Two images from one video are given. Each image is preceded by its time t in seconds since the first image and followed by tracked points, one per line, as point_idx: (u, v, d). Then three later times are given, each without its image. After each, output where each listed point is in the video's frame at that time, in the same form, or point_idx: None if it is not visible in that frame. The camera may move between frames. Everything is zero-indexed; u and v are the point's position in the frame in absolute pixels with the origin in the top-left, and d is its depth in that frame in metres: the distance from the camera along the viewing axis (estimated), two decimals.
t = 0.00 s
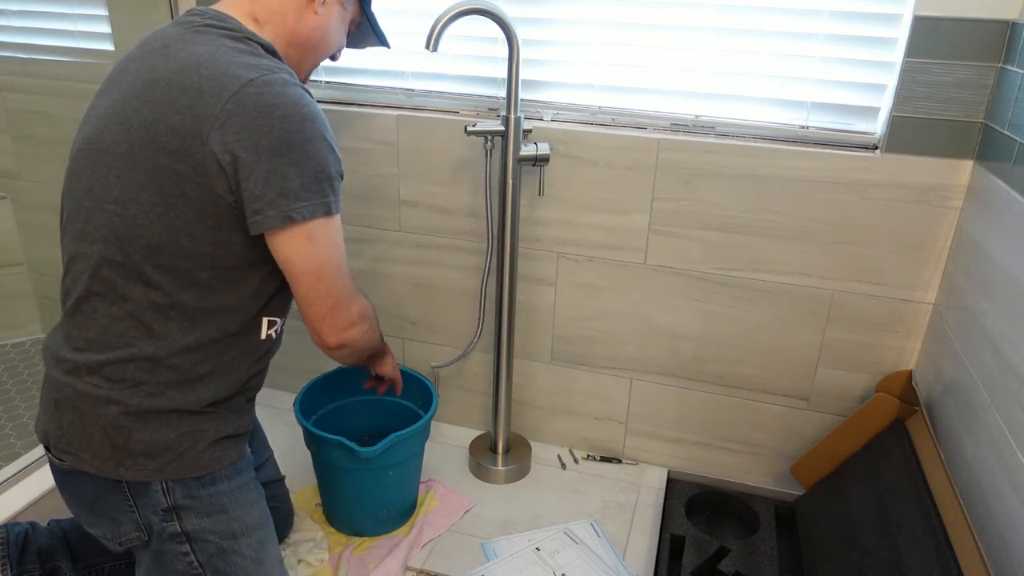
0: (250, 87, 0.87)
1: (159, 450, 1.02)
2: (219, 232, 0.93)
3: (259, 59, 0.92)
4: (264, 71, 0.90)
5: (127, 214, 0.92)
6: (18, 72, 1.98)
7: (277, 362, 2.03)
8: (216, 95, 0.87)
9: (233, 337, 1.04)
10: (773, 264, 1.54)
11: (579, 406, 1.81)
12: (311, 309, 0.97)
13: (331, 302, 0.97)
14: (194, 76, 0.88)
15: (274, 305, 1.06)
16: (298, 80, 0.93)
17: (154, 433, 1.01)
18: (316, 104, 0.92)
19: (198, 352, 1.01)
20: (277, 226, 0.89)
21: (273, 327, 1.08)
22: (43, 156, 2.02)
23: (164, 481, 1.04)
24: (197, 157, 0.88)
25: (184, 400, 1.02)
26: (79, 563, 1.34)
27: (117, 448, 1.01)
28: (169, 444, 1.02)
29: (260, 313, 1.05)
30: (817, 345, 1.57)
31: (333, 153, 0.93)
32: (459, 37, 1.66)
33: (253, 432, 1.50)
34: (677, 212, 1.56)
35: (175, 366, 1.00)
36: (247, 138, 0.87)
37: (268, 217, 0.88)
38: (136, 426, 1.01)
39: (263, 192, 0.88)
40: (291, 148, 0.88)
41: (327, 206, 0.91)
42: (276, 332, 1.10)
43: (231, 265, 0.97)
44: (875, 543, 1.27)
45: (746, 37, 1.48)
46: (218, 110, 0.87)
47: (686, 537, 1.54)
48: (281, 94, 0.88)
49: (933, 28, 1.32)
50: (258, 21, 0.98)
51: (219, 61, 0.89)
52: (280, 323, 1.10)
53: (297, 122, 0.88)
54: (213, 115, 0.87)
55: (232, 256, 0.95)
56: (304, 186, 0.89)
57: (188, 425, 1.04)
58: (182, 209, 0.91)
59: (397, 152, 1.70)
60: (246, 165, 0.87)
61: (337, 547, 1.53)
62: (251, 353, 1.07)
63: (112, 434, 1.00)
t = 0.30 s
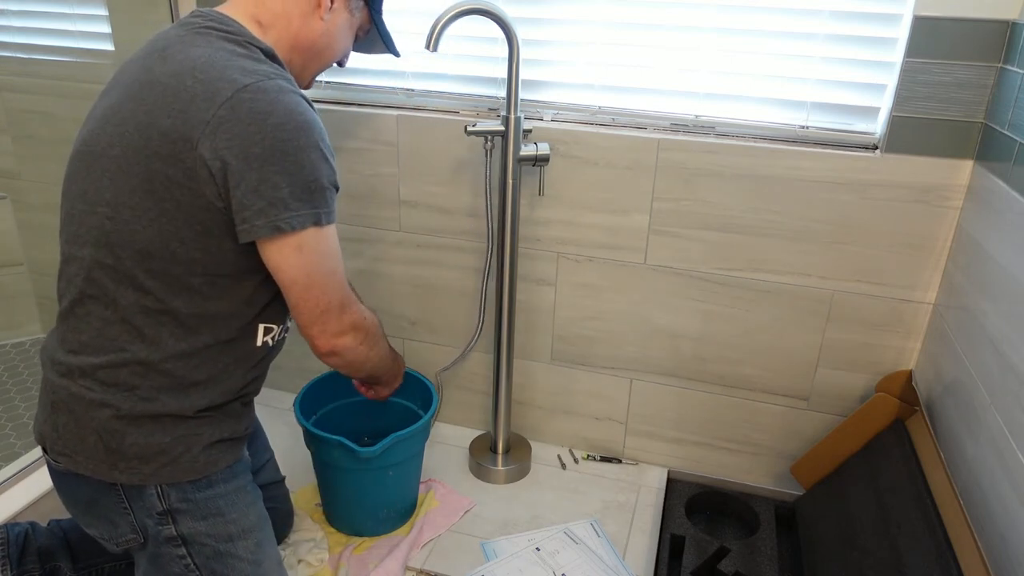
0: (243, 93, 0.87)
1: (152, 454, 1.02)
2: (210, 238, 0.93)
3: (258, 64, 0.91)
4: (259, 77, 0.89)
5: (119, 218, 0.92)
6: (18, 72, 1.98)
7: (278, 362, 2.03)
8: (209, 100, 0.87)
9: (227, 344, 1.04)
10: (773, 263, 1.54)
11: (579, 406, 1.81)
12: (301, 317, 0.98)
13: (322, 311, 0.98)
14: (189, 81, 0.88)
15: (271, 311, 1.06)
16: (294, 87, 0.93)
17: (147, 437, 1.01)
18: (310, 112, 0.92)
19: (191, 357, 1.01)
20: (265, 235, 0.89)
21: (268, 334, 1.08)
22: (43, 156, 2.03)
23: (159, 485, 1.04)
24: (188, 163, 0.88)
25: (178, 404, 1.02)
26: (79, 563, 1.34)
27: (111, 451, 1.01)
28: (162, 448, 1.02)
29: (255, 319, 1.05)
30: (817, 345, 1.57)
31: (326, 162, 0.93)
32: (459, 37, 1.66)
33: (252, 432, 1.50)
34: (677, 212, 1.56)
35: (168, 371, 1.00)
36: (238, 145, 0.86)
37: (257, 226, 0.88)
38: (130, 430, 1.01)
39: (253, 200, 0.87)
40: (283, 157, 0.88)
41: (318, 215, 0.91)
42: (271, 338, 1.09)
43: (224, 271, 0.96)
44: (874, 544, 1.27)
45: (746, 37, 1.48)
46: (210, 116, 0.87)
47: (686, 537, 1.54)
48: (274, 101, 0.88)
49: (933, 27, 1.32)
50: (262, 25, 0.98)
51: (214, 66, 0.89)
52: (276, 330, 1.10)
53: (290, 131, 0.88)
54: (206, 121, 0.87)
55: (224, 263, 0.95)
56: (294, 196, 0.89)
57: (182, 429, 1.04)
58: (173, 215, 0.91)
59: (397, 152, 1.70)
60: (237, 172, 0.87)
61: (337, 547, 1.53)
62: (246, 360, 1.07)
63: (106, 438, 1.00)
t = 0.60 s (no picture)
0: (242, 99, 0.87)
1: (150, 456, 1.02)
2: (207, 243, 0.93)
3: (257, 69, 0.91)
4: (258, 83, 0.89)
5: (116, 221, 0.92)
6: (18, 72, 1.98)
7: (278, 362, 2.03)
8: (208, 105, 0.87)
9: (225, 348, 1.04)
10: (773, 263, 1.54)
11: (579, 406, 1.81)
12: (298, 322, 0.98)
13: (320, 316, 0.98)
14: (188, 85, 0.88)
15: (270, 315, 1.06)
16: (292, 93, 0.93)
17: (145, 439, 1.01)
18: (308, 119, 0.92)
19: (189, 361, 1.01)
20: (260, 243, 0.89)
21: (268, 338, 1.08)
22: (43, 156, 2.03)
23: (157, 487, 1.04)
24: (184, 167, 0.88)
25: (175, 408, 1.02)
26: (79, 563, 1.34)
27: (108, 452, 1.01)
28: (160, 451, 1.02)
29: (253, 324, 1.05)
30: (817, 345, 1.57)
31: (325, 170, 0.93)
32: (459, 37, 1.66)
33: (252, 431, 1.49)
34: (677, 212, 1.56)
35: (165, 375, 1.00)
36: (235, 151, 0.86)
37: (253, 233, 0.88)
38: (128, 432, 1.01)
39: (249, 208, 0.87)
40: (280, 164, 0.88)
41: (314, 223, 0.91)
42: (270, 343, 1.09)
43: (221, 276, 0.96)
44: (874, 543, 1.27)
45: (746, 37, 1.48)
46: (207, 121, 0.86)
47: (686, 537, 1.54)
48: (273, 108, 0.88)
49: (933, 28, 1.32)
50: (265, 27, 0.98)
51: (214, 70, 0.89)
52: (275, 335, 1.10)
53: (288, 138, 0.88)
54: (203, 126, 0.86)
55: (220, 268, 0.95)
56: (291, 204, 0.89)
57: (179, 432, 1.04)
58: (170, 218, 0.91)
59: (397, 152, 1.70)
60: (235, 178, 0.87)
61: (337, 547, 1.53)
62: (244, 364, 1.07)
63: (104, 439, 1.01)
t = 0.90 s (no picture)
0: (243, 101, 0.87)
1: (150, 456, 1.02)
2: (207, 244, 0.93)
3: (259, 70, 0.92)
4: (260, 84, 0.89)
5: (117, 221, 0.92)
6: (18, 72, 1.98)
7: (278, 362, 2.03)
8: (209, 106, 0.87)
9: (225, 349, 1.04)
10: (773, 263, 1.54)
11: (579, 406, 1.81)
12: (298, 321, 0.98)
13: (320, 316, 0.98)
14: (189, 86, 0.88)
15: (270, 316, 1.06)
16: (294, 94, 0.93)
17: (145, 439, 1.01)
18: (310, 120, 0.92)
19: (189, 362, 1.01)
20: (262, 244, 0.89)
21: (268, 339, 1.08)
22: (43, 156, 2.03)
23: (157, 487, 1.04)
24: (185, 168, 0.88)
25: (175, 408, 1.02)
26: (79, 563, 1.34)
27: (108, 452, 1.01)
28: (160, 451, 1.02)
29: (254, 325, 1.05)
30: (817, 345, 1.57)
31: (326, 172, 0.93)
32: (459, 37, 1.66)
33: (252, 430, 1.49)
34: (677, 212, 1.56)
35: (166, 375, 1.00)
36: (236, 153, 0.86)
37: (254, 235, 0.88)
38: (128, 432, 1.01)
39: (250, 209, 0.87)
40: (282, 165, 0.88)
41: (316, 224, 0.92)
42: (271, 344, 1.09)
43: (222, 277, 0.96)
44: (875, 543, 1.27)
45: (746, 37, 1.48)
46: (209, 122, 0.86)
47: (686, 537, 1.54)
48: (275, 109, 0.88)
49: (933, 27, 1.32)
50: (260, 25, 0.98)
51: (215, 72, 0.89)
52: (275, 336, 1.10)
53: (290, 140, 0.88)
54: (204, 127, 0.87)
55: (221, 268, 0.95)
56: (293, 206, 0.89)
57: (180, 432, 1.04)
58: (170, 219, 0.91)
59: (397, 153, 1.70)
60: (237, 179, 0.87)
61: (338, 547, 1.53)
62: (245, 365, 1.07)
63: (104, 439, 1.01)
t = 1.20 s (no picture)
0: (235, 102, 0.87)
1: (148, 457, 1.02)
2: (202, 247, 0.93)
3: (252, 71, 0.91)
4: (252, 85, 0.89)
5: (112, 223, 0.92)
6: (17, 72, 1.98)
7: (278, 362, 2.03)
8: (200, 108, 0.87)
9: (222, 351, 1.03)
10: (773, 263, 1.54)
11: (579, 406, 1.81)
12: (294, 326, 0.98)
13: (316, 320, 0.98)
14: (182, 88, 0.88)
15: (269, 318, 1.06)
16: (287, 95, 0.93)
17: (143, 440, 1.01)
18: (303, 122, 0.92)
19: (186, 364, 1.01)
20: (256, 248, 0.88)
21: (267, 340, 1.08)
22: (42, 157, 2.03)
23: (155, 488, 1.04)
24: (179, 171, 0.88)
25: (172, 410, 1.02)
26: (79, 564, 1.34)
27: (106, 453, 1.01)
28: (158, 452, 1.02)
29: (251, 326, 1.04)
30: (817, 345, 1.57)
31: (319, 174, 0.92)
32: (459, 37, 1.66)
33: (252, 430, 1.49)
34: (677, 212, 1.56)
35: (162, 377, 1.00)
36: (228, 155, 0.86)
37: (246, 238, 0.88)
38: (126, 433, 1.01)
39: (242, 212, 0.87)
40: (273, 167, 0.87)
41: (310, 227, 0.91)
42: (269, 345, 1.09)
43: (218, 279, 0.96)
44: (875, 543, 1.27)
45: (746, 37, 1.48)
46: (200, 125, 0.86)
47: (686, 537, 1.54)
48: (267, 111, 0.88)
49: (933, 28, 1.32)
50: (257, 24, 0.98)
51: (207, 73, 0.89)
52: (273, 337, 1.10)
53: (281, 142, 0.88)
54: (196, 130, 0.86)
55: (217, 270, 0.95)
56: (284, 208, 0.89)
57: (178, 434, 1.04)
58: (164, 221, 0.91)
59: (396, 153, 1.70)
60: (228, 180, 0.86)
61: (338, 547, 1.53)
62: (242, 367, 1.07)
63: (102, 441, 1.01)
